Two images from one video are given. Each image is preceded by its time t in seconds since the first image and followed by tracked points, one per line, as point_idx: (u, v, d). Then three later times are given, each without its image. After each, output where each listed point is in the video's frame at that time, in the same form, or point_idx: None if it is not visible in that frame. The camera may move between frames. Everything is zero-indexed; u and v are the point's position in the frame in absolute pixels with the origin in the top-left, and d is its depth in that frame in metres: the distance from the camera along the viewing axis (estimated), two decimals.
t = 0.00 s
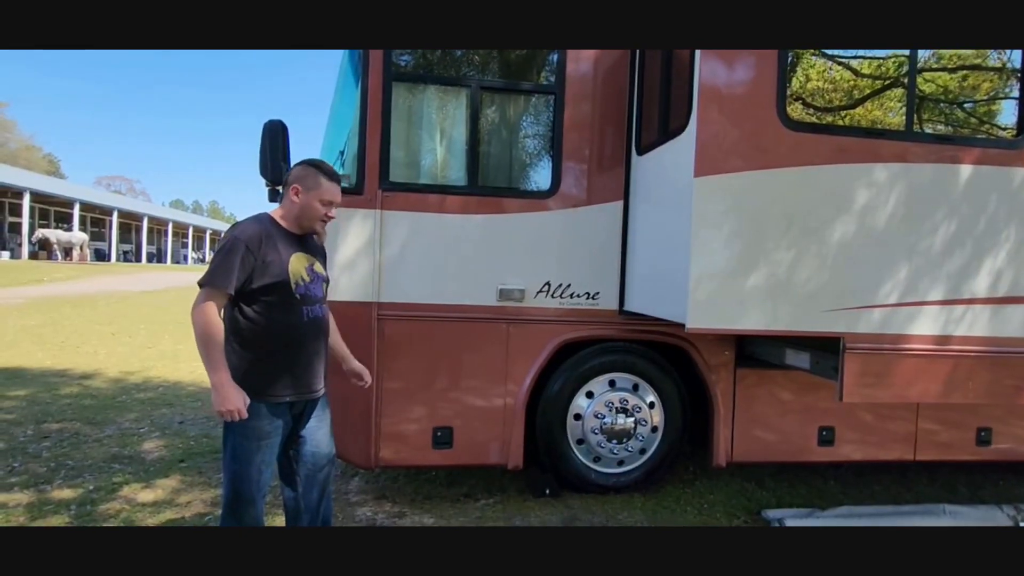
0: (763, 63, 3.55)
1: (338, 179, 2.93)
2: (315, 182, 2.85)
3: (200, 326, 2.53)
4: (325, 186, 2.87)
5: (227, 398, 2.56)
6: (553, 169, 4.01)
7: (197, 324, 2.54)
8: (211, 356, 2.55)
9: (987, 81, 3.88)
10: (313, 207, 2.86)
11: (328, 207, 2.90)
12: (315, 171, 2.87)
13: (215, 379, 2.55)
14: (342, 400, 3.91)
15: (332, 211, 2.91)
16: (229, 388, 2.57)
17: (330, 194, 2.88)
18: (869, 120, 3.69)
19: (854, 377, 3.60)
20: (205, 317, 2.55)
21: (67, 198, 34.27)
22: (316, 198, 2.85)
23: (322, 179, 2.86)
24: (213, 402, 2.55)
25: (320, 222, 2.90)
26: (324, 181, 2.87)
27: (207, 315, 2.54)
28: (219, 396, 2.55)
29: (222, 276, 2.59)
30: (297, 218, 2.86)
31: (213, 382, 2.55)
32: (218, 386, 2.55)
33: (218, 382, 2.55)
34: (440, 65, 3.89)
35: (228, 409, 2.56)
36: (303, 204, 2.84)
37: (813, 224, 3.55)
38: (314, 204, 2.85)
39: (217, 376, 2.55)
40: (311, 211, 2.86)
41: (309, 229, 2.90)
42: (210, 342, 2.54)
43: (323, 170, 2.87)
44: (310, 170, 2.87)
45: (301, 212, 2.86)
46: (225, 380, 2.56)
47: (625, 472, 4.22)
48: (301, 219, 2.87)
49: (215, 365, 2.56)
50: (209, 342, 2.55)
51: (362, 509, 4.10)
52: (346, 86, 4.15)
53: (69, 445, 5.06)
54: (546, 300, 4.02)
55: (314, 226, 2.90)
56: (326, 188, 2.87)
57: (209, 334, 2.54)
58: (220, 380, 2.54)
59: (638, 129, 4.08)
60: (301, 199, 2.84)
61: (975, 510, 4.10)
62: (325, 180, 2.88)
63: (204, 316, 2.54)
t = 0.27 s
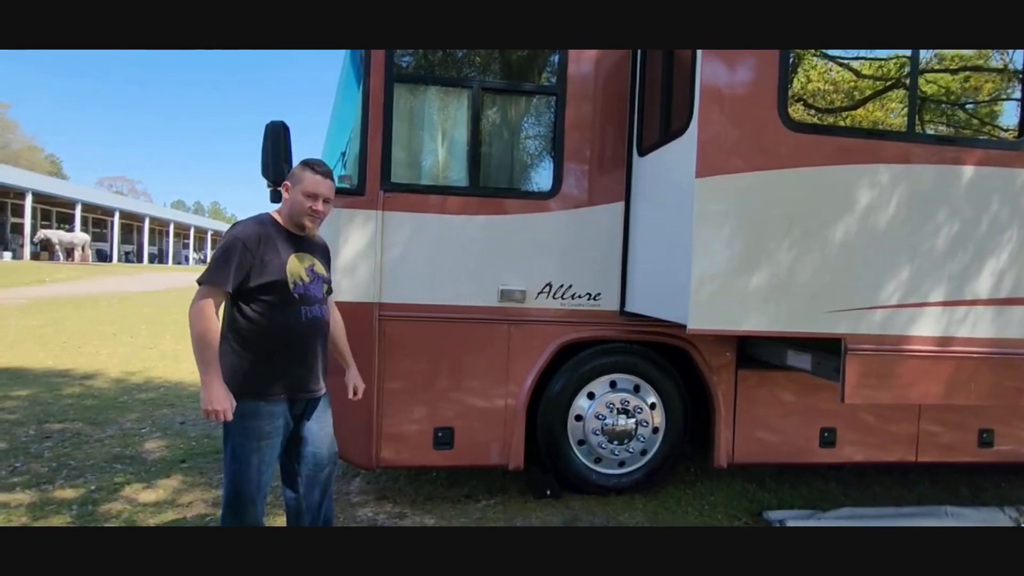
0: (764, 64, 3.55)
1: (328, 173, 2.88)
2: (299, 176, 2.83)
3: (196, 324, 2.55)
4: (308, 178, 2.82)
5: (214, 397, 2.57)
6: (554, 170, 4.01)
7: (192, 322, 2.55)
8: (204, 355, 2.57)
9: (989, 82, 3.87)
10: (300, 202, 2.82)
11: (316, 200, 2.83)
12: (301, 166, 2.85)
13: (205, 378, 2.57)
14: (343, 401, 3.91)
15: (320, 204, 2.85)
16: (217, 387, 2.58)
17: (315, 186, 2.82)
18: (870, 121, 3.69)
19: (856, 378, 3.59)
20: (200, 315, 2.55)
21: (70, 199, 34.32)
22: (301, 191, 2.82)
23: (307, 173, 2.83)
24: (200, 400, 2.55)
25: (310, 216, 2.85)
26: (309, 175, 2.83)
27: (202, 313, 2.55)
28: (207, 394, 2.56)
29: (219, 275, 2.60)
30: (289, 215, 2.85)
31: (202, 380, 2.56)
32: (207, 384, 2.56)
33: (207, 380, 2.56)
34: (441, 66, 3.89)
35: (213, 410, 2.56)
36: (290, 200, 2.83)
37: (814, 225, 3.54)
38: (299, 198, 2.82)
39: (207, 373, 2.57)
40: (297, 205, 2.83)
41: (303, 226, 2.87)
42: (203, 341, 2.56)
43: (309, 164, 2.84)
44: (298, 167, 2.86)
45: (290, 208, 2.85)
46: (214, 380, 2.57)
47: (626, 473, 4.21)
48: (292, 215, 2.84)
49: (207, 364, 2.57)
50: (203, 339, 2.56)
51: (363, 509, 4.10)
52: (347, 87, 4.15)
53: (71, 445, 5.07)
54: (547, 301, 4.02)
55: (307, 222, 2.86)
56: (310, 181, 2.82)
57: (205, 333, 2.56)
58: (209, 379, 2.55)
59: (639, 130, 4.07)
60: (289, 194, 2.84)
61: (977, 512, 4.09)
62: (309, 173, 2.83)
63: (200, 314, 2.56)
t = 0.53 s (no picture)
0: (766, 65, 3.54)
1: (321, 169, 2.89)
2: (293, 174, 2.83)
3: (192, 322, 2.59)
4: (301, 174, 2.83)
5: (201, 395, 2.60)
6: (555, 171, 4.01)
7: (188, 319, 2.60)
8: (196, 354, 2.60)
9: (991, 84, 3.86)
10: (295, 199, 2.83)
11: (310, 195, 2.83)
12: (295, 164, 2.87)
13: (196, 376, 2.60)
14: (344, 402, 3.91)
15: (314, 199, 2.85)
16: (206, 387, 2.61)
17: (307, 182, 2.83)
18: (872, 122, 3.68)
19: (858, 380, 3.58)
20: (197, 314, 2.60)
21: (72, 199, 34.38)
22: (294, 188, 2.83)
23: (300, 170, 2.84)
24: (189, 397, 2.58)
25: (306, 212, 2.84)
26: (302, 173, 2.84)
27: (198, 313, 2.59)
28: (195, 392, 2.59)
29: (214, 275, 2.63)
30: (287, 214, 2.85)
31: (191, 377, 2.59)
32: (197, 383, 2.59)
33: (195, 378, 2.58)
34: (443, 68, 3.90)
35: (198, 409, 2.59)
36: (285, 197, 2.84)
37: (816, 227, 3.54)
38: (293, 194, 2.83)
39: (196, 372, 2.60)
40: (292, 201, 2.83)
41: (299, 223, 2.86)
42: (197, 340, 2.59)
43: (302, 162, 2.86)
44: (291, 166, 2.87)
45: (285, 206, 2.85)
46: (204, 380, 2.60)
47: (627, 475, 4.21)
48: (290, 213, 2.84)
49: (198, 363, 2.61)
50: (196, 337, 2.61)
51: (364, 511, 4.10)
52: (348, 88, 4.16)
53: (72, 446, 5.07)
54: (548, 302, 4.02)
55: (303, 219, 2.85)
56: (303, 177, 2.83)
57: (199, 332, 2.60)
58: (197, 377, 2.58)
59: (640, 131, 4.07)
60: (284, 193, 2.85)
61: (979, 514, 4.08)
62: (303, 171, 2.84)
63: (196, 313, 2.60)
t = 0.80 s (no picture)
0: (768, 66, 3.54)
1: (327, 173, 2.88)
2: (301, 177, 2.83)
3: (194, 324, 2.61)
4: (307, 178, 2.83)
5: (203, 395, 2.62)
6: (556, 172, 4.01)
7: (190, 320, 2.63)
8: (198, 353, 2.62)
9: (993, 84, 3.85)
10: (300, 202, 2.83)
11: (314, 200, 2.84)
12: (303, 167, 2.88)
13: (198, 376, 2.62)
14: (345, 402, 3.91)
15: (316, 204, 2.85)
16: (208, 387, 2.63)
17: (312, 186, 2.83)
18: (873, 123, 3.68)
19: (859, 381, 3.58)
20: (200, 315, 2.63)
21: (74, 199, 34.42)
22: (299, 191, 2.83)
23: (306, 173, 2.84)
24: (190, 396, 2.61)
25: (307, 216, 2.85)
26: (311, 176, 2.84)
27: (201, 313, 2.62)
28: (196, 391, 2.61)
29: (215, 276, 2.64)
30: (290, 215, 2.85)
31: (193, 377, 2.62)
32: (199, 382, 2.61)
33: (196, 378, 2.60)
34: (444, 68, 3.90)
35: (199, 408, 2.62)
36: (289, 199, 2.85)
37: (817, 228, 3.54)
38: (298, 197, 2.83)
39: (198, 371, 2.62)
40: (295, 204, 2.83)
41: (300, 226, 2.87)
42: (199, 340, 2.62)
43: (309, 165, 2.86)
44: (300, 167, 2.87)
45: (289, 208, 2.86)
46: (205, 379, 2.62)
47: (629, 476, 4.20)
48: (292, 215, 2.85)
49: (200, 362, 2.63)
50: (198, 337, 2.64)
51: (365, 511, 4.10)
52: (350, 90, 4.16)
53: (74, 446, 5.08)
54: (549, 303, 4.02)
55: (304, 222, 2.86)
56: (308, 181, 2.83)
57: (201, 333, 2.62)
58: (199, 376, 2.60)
59: (641, 132, 4.07)
60: (289, 194, 2.86)
61: (981, 515, 4.07)
62: (311, 175, 2.84)
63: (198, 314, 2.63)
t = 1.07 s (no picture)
0: (769, 66, 3.54)
1: (341, 181, 2.90)
2: (316, 181, 2.83)
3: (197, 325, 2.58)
4: (326, 186, 2.83)
5: (208, 394, 2.61)
6: (557, 172, 4.01)
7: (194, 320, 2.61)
8: (202, 354, 2.60)
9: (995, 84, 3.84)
10: (314, 207, 2.83)
11: (330, 208, 2.86)
12: (318, 172, 2.85)
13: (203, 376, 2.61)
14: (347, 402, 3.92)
15: (332, 212, 2.88)
16: (213, 386, 2.62)
17: (332, 195, 2.84)
18: (875, 123, 3.67)
19: (861, 382, 3.58)
20: (203, 316, 2.61)
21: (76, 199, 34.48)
22: (316, 198, 2.83)
23: (324, 180, 2.84)
24: (195, 396, 2.60)
25: (320, 223, 2.87)
26: (326, 182, 2.84)
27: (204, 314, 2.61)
28: (201, 391, 2.61)
29: (219, 277, 2.64)
30: (300, 218, 2.85)
31: (198, 377, 2.61)
32: (204, 382, 2.60)
33: (200, 377, 2.59)
34: (445, 69, 3.91)
35: (204, 408, 2.61)
36: (304, 204, 2.83)
37: (819, 228, 3.53)
38: (315, 204, 2.83)
39: (203, 372, 2.61)
40: (312, 211, 2.83)
41: (311, 230, 2.88)
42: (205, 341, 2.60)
43: (326, 171, 2.85)
44: (313, 170, 2.85)
45: (302, 212, 2.84)
46: (210, 379, 2.61)
47: (630, 476, 4.20)
48: (303, 219, 2.85)
49: (205, 363, 2.61)
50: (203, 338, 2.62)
51: (366, 511, 4.11)
52: (351, 90, 4.17)
53: (76, 445, 5.09)
54: (551, 303, 4.02)
55: (316, 228, 2.88)
56: (326, 189, 2.83)
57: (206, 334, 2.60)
58: (204, 376, 2.59)
59: (643, 132, 4.07)
60: (303, 198, 2.84)
61: (983, 516, 4.07)
62: (326, 180, 2.84)
63: (203, 317, 2.61)
